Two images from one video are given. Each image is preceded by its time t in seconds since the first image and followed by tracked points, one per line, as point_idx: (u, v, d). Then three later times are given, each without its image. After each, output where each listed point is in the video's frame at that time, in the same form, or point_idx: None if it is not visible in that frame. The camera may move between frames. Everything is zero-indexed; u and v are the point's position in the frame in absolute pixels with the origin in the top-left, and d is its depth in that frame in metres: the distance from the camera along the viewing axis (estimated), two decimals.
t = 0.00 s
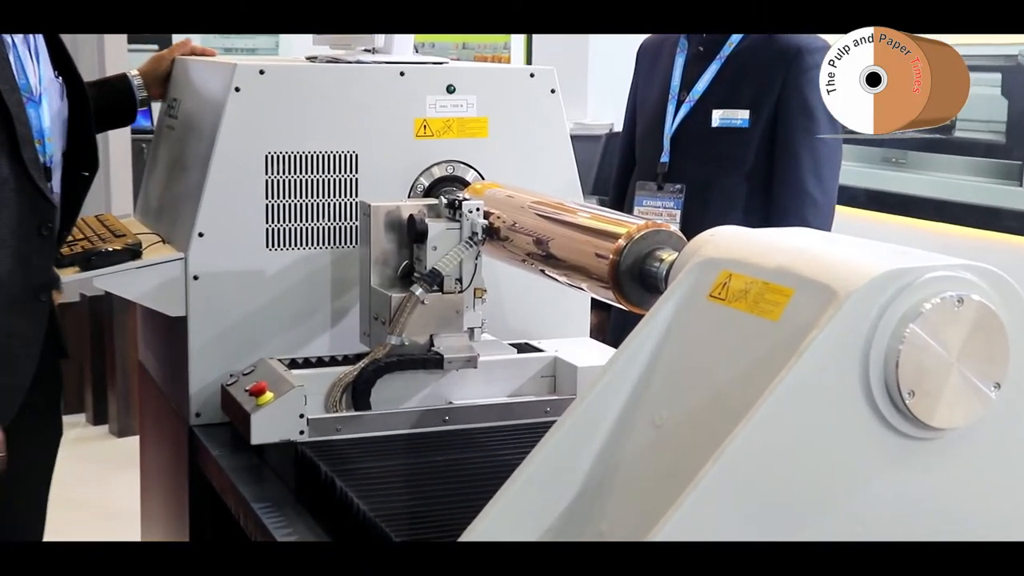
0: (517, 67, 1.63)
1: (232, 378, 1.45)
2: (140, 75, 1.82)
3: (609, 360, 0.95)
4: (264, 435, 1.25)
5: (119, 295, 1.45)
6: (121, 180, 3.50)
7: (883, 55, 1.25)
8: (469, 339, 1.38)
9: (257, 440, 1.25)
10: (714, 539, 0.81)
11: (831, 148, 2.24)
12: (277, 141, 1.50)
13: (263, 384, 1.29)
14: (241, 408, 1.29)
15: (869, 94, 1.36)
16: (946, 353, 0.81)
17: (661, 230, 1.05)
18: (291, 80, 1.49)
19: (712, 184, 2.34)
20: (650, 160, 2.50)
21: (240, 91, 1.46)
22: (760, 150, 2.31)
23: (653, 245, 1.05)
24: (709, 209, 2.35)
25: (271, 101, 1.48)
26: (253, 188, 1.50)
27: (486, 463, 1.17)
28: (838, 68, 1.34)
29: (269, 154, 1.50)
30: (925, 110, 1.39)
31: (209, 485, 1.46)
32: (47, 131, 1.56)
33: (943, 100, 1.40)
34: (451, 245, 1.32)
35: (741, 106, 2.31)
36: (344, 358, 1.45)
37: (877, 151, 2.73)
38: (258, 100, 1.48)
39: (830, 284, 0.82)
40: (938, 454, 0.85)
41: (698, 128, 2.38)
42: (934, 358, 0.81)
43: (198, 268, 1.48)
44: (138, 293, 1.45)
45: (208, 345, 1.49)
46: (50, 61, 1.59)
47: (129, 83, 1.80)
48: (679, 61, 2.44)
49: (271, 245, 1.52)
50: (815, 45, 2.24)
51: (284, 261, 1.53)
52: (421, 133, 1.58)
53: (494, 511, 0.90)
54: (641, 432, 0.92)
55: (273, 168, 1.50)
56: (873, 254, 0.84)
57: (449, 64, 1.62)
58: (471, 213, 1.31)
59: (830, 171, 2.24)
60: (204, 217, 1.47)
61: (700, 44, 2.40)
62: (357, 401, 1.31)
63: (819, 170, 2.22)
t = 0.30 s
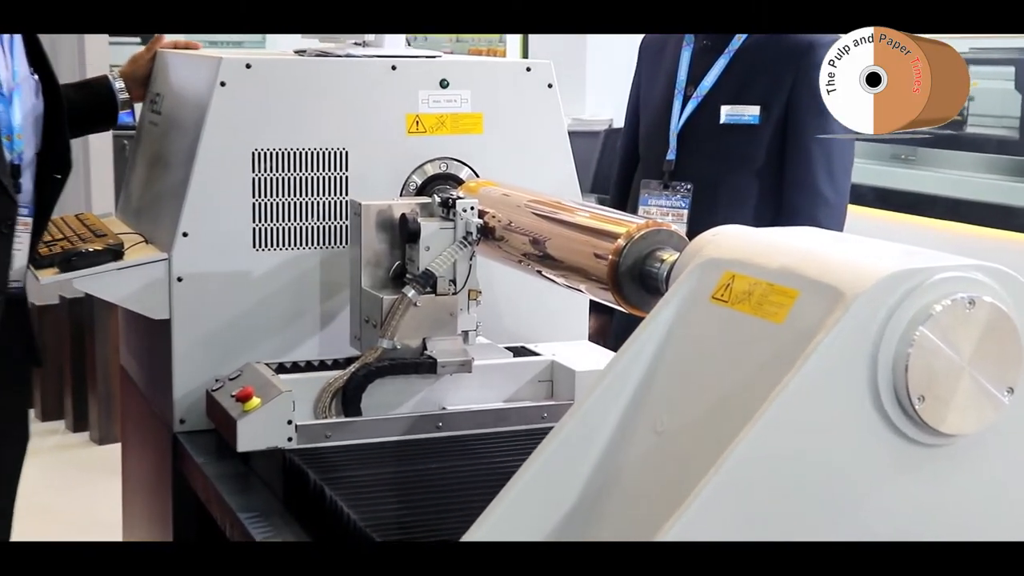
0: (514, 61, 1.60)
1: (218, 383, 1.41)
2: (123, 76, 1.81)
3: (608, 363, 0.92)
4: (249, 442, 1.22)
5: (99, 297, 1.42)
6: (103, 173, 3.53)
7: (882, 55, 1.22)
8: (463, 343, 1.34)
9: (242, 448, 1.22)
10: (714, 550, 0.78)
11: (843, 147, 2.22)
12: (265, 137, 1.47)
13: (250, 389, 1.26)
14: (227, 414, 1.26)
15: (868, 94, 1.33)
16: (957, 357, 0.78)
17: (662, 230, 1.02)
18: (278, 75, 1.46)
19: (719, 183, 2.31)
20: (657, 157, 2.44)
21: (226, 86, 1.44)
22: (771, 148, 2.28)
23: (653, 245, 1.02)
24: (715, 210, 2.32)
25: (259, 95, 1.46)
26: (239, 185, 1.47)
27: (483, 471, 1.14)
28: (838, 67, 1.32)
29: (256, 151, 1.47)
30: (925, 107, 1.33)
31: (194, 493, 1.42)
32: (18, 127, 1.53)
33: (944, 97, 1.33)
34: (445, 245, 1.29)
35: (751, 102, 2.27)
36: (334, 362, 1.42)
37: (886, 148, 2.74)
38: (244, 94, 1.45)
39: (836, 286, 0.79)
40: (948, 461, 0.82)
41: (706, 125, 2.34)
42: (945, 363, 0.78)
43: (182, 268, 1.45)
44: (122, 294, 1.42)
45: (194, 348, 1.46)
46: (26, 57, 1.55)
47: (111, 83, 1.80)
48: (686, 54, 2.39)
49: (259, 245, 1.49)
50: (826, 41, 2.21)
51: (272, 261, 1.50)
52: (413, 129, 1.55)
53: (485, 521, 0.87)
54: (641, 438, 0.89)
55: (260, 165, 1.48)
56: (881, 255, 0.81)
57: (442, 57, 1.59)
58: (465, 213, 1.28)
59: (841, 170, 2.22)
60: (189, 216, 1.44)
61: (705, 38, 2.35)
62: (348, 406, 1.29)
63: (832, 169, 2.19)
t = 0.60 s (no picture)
0: (512, 55, 1.57)
1: (203, 388, 1.38)
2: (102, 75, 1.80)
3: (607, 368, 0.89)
4: (237, 450, 1.20)
5: (80, 298, 1.39)
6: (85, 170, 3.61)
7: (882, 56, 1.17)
8: (458, 347, 1.32)
9: (230, 455, 1.20)
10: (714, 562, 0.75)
11: (862, 151, 2.19)
12: (253, 133, 1.44)
13: (237, 395, 1.23)
14: (214, 420, 1.23)
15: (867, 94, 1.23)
16: (970, 361, 0.75)
17: (664, 229, 0.99)
18: (266, 70, 1.43)
19: (736, 182, 2.26)
20: (666, 155, 2.39)
21: (212, 80, 1.41)
22: (786, 146, 2.23)
23: (655, 245, 0.99)
24: (733, 209, 2.27)
25: (247, 86, 1.43)
26: (225, 182, 1.44)
27: (479, 479, 1.11)
28: (838, 67, 1.27)
29: (243, 148, 1.44)
30: (925, 113, 1.25)
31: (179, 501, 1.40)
32: None
33: (944, 102, 1.25)
34: (439, 245, 1.27)
35: (765, 98, 2.22)
36: (325, 366, 1.39)
37: (895, 144, 2.72)
38: (229, 88, 1.42)
39: (845, 287, 0.76)
40: (959, 468, 0.79)
41: (718, 122, 2.29)
42: (957, 367, 0.75)
43: (167, 269, 1.42)
44: (104, 295, 1.40)
45: (180, 350, 1.43)
46: None
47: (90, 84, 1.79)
48: (694, 49, 2.33)
49: (246, 246, 1.46)
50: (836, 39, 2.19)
51: (261, 262, 1.47)
52: (406, 125, 1.52)
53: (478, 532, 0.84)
54: (642, 445, 0.86)
55: (247, 162, 1.45)
56: (892, 255, 0.78)
57: (435, 50, 1.56)
58: (460, 211, 1.26)
59: (858, 170, 2.19)
60: (174, 214, 1.41)
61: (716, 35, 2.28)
62: (339, 411, 1.26)
63: (850, 168, 2.17)
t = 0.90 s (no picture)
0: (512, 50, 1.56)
1: (198, 390, 1.36)
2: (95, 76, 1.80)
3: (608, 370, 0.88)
4: (231, 453, 1.18)
5: (72, 299, 1.38)
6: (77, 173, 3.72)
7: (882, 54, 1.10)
8: (457, 347, 1.31)
9: (224, 459, 1.17)
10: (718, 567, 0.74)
11: (879, 149, 2.19)
12: (248, 131, 1.43)
13: (232, 397, 1.22)
14: (208, 423, 1.21)
15: (868, 94, 1.17)
16: (979, 362, 0.73)
17: (667, 228, 0.97)
18: (262, 67, 1.42)
19: (752, 184, 2.24)
20: (681, 157, 2.37)
21: (205, 77, 1.39)
22: (805, 145, 2.21)
23: (657, 245, 0.98)
24: (749, 211, 2.24)
25: (239, 82, 1.41)
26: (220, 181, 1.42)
27: (480, 483, 1.10)
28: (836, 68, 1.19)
29: (238, 145, 1.43)
30: (925, 112, 1.20)
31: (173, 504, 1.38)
32: None
33: (944, 102, 1.20)
34: (438, 244, 1.26)
35: (783, 97, 2.20)
36: (321, 367, 1.38)
37: (902, 142, 2.72)
38: (224, 85, 1.40)
39: (852, 288, 0.74)
40: (969, 471, 0.78)
41: (733, 116, 2.26)
42: (966, 370, 0.73)
43: (160, 269, 1.41)
44: (96, 295, 1.39)
45: (175, 351, 1.42)
46: None
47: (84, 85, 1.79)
48: (708, 46, 2.28)
49: (241, 245, 1.45)
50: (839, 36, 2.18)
51: (256, 262, 1.46)
52: (405, 122, 1.51)
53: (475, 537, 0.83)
54: (645, 448, 0.85)
55: (242, 160, 1.43)
56: (900, 255, 0.77)
57: (433, 46, 1.55)
58: (458, 210, 1.24)
59: (878, 170, 2.18)
60: (166, 213, 1.40)
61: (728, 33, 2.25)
62: (336, 413, 1.24)
63: (869, 168, 2.15)
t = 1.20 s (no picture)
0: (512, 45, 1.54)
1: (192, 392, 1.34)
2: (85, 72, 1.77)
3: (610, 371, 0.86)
4: (227, 457, 1.15)
5: (61, 298, 1.36)
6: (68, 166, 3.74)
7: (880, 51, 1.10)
8: (456, 347, 1.29)
9: (218, 462, 1.15)
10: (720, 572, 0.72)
11: (901, 149, 2.14)
12: (243, 127, 1.41)
13: (227, 399, 1.20)
14: (202, 425, 1.20)
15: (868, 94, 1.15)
16: (990, 364, 0.72)
17: (671, 226, 0.96)
18: (258, 61, 1.41)
19: (767, 184, 2.20)
20: (693, 155, 2.33)
21: (200, 71, 1.38)
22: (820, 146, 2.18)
23: (661, 244, 0.96)
24: (766, 212, 2.20)
25: (235, 78, 1.40)
26: (215, 177, 1.41)
27: (480, 486, 1.08)
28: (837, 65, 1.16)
29: (233, 142, 1.41)
30: (926, 113, 1.17)
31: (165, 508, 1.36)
32: None
33: (945, 102, 1.17)
34: (437, 243, 1.24)
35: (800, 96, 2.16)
36: (317, 369, 1.36)
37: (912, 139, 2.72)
38: (219, 80, 1.39)
39: (860, 288, 0.73)
40: (980, 474, 0.76)
41: (746, 121, 2.22)
42: (977, 371, 0.71)
43: (153, 268, 1.39)
44: (87, 295, 1.37)
45: (168, 351, 1.40)
46: None
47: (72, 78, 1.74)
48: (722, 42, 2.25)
49: (236, 244, 1.43)
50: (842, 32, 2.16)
51: (251, 261, 1.44)
52: (403, 118, 1.49)
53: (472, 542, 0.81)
54: (649, 452, 0.83)
55: (237, 157, 1.42)
56: (909, 254, 0.75)
57: (432, 41, 1.53)
58: (457, 208, 1.23)
59: (898, 172, 2.14)
60: (159, 210, 1.38)
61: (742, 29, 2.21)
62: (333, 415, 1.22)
63: (888, 171, 2.12)
